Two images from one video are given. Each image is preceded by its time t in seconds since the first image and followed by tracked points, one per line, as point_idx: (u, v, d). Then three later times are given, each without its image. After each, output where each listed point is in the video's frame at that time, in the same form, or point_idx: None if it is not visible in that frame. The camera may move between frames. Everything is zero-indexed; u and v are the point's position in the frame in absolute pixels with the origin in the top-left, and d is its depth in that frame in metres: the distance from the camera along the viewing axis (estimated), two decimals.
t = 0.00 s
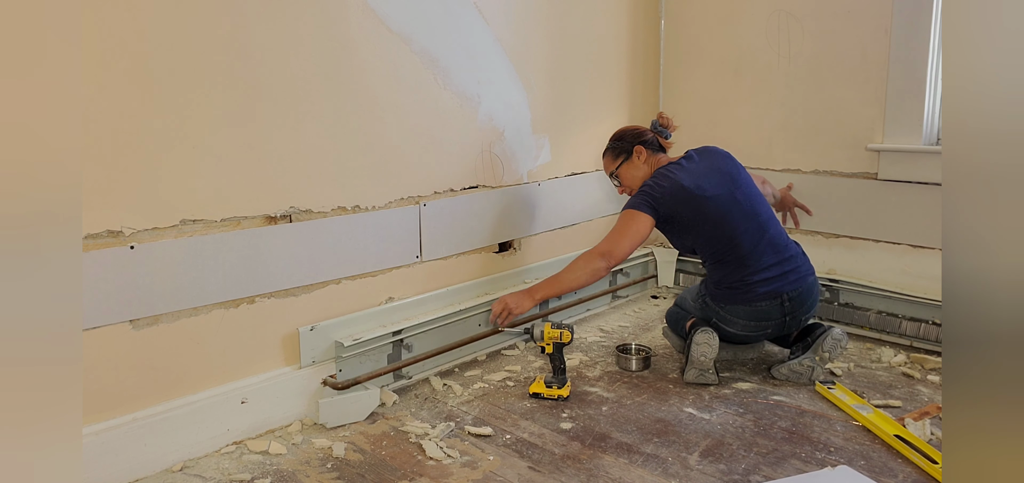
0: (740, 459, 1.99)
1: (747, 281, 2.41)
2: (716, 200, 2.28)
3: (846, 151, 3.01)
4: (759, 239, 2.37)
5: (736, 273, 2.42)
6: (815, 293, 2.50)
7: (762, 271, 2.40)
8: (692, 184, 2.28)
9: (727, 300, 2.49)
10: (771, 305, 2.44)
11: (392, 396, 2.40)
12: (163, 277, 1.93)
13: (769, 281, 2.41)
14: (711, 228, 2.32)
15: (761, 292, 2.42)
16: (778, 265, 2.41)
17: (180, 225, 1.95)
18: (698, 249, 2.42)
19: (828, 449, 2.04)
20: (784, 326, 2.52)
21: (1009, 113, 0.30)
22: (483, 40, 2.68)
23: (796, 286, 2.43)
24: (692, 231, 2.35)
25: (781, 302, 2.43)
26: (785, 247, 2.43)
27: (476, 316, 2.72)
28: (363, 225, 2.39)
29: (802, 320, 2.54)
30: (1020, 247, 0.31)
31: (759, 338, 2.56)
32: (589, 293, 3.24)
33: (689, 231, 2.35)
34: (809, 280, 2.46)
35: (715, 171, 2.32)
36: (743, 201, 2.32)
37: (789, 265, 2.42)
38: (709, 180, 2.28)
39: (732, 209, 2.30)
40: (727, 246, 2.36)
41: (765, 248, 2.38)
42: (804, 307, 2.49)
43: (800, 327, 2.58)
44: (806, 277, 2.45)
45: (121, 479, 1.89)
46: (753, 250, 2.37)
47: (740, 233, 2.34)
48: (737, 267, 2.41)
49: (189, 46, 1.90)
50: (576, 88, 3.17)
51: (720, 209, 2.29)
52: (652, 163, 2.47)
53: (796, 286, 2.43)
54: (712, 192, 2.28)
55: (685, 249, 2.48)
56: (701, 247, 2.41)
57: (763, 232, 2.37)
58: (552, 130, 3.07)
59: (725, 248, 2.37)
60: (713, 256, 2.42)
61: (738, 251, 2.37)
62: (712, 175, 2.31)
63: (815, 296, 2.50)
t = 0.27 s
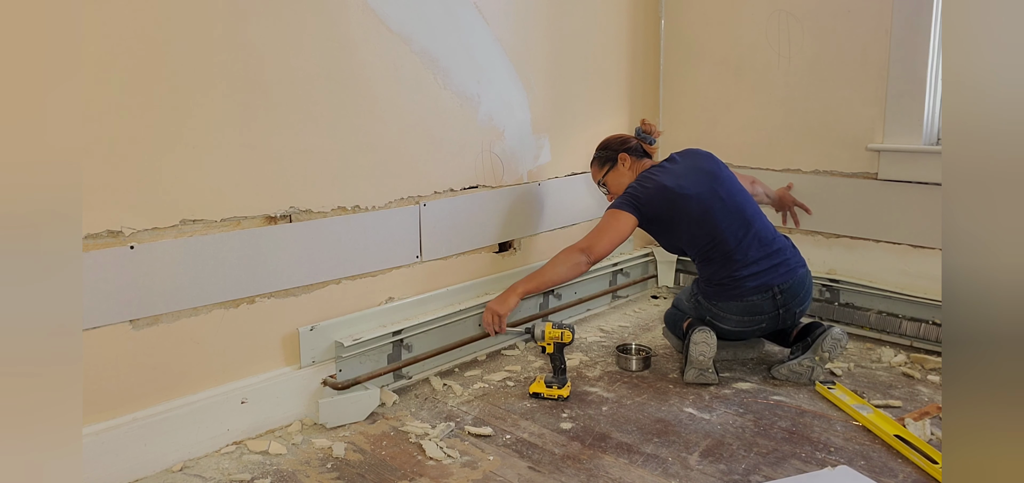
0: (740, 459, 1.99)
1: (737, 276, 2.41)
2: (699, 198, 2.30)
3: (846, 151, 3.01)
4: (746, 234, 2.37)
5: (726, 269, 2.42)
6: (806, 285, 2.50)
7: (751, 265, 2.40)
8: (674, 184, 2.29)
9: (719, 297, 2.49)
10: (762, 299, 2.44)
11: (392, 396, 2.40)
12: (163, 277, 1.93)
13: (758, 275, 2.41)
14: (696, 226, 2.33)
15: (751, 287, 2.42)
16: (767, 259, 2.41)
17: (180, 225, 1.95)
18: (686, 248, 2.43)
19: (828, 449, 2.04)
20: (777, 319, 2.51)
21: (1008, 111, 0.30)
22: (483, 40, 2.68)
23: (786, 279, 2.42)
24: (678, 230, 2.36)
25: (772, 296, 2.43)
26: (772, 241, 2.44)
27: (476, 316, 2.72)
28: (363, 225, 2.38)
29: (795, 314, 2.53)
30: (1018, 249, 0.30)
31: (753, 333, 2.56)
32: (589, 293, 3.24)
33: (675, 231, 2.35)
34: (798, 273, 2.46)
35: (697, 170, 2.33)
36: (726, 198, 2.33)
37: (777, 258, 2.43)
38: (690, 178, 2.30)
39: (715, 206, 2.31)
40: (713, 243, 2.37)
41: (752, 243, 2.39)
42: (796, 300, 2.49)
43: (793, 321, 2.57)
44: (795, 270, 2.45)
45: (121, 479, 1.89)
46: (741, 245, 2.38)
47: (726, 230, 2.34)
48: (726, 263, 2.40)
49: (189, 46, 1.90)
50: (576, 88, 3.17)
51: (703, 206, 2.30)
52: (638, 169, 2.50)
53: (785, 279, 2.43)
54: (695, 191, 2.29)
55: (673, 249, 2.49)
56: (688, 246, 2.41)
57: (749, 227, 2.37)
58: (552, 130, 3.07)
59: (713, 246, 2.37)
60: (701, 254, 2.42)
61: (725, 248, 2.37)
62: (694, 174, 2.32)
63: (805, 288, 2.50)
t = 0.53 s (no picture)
0: (740, 459, 1.99)
1: (738, 277, 2.41)
2: (701, 199, 2.30)
3: (846, 151, 3.01)
4: (747, 235, 2.37)
5: (727, 271, 2.41)
6: (807, 287, 2.49)
7: (752, 266, 2.39)
8: (677, 184, 2.30)
9: (720, 298, 2.48)
10: (763, 301, 2.43)
11: (392, 396, 2.40)
12: (163, 277, 1.93)
13: (759, 276, 2.40)
14: (698, 227, 2.33)
15: (752, 288, 2.41)
16: (768, 260, 2.41)
17: (180, 225, 1.95)
18: (687, 249, 2.43)
19: (828, 449, 2.04)
20: (778, 321, 2.51)
21: (1008, 109, 0.30)
22: (483, 40, 2.68)
23: (787, 281, 2.42)
24: (679, 231, 2.36)
25: (774, 297, 2.42)
26: (774, 242, 2.43)
27: (476, 316, 2.72)
28: (363, 225, 2.39)
29: (796, 315, 2.53)
30: (1018, 249, 0.30)
31: (754, 335, 2.55)
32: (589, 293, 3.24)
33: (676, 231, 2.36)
34: (800, 274, 2.45)
35: (699, 170, 2.34)
36: (728, 199, 2.33)
37: (779, 260, 2.42)
38: (693, 179, 2.30)
39: (717, 207, 2.31)
40: (715, 244, 2.37)
41: (754, 244, 2.38)
42: (797, 302, 2.48)
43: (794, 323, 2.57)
44: (797, 272, 2.45)
45: (121, 479, 1.89)
46: (743, 246, 2.37)
47: (727, 231, 2.34)
48: (727, 264, 2.40)
49: (189, 46, 1.89)
50: (576, 88, 3.17)
51: (705, 207, 2.30)
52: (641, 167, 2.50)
53: (787, 281, 2.42)
54: (697, 191, 2.30)
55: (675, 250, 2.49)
56: (689, 246, 2.41)
57: (750, 228, 2.37)
58: (552, 130, 3.07)
59: (714, 246, 2.37)
60: (702, 255, 2.42)
61: (726, 248, 2.37)
62: (697, 174, 2.32)
63: (807, 290, 2.49)
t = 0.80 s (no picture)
0: (740, 459, 1.99)
1: (740, 278, 2.41)
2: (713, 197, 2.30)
3: (845, 151, 3.02)
4: (754, 237, 2.37)
5: (729, 271, 2.42)
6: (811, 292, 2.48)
7: (755, 269, 2.40)
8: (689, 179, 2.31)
9: (720, 298, 2.50)
10: (764, 304, 2.44)
11: (392, 396, 2.40)
12: (163, 277, 1.93)
13: (761, 279, 2.41)
14: (707, 224, 2.34)
15: (753, 291, 2.42)
16: (771, 264, 2.40)
17: (180, 225, 1.95)
18: (693, 245, 2.45)
19: (828, 449, 2.04)
20: (779, 323, 2.51)
21: (1007, 108, 0.30)
22: (483, 40, 2.68)
23: (790, 285, 2.41)
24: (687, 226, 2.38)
25: (774, 300, 2.43)
26: (780, 245, 2.42)
27: (476, 316, 2.72)
28: (363, 225, 2.39)
29: (798, 319, 2.52)
30: (1018, 249, 0.30)
31: (754, 337, 2.56)
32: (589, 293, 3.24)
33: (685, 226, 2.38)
34: (804, 279, 2.44)
35: (714, 168, 2.33)
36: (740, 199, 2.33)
37: (782, 263, 2.42)
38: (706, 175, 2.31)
39: (727, 207, 2.32)
40: (720, 244, 2.38)
41: (759, 246, 2.38)
42: (799, 307, 2.48)
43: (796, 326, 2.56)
44: (801, 276, 2.44)
45: (121, 478, 1.89)
46: (747, 248, 2.38)
47: (733, 231, 2.35)
48: (730, 264, 2.41)
49: (189, 46, 1.90)
50: (577, 88, 3.17)
51: (716, 205, 2.31)
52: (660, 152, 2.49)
53: (789, 285, 2.41)
54: (708, 189, 2.30)
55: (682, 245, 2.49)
56: (696, 243, 2.43)
57: (757, 230, 2.37)
58: (552, 130, 3.07)
59: (719, 246, 2.38)
60: (707, 253, 2.43)
61: (730, 249, 2.38)
62: (711, 171, 2.32)
63: (810, 295, 2.48)
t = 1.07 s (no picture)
0: (740, 460, 1.99)
1: (723, 249, 2.44)
2: (723, 169, 2.42)
3: (846, 151, 3.02)
4: (748, 214, 2.40)
5: (717, 241, 2.46)
6: (797, 291, 2.42)
7: (740, 244, 2.41)
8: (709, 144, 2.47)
9: (701, 265, 2.51)
10: (738, 281, 2.42)
11: (392, 396, 2.40)
12: (163, 277, 1.93)
13: (742, 254, 2.41)
14: (712, 193, 2.46)
15: (731, 264, 2.42)
16: (758, 245, 2.40)
17: (180, 225, 1.95)
18: (699, 213, 2.54)
19: (828, 449, 2.04)
20: (752, 309, 2.47)
21: (1009, 108, 0.30)
22: (484, 40, 2.68)
23: (771, 270, 2.39)
24: (699, 189, 2.50)
25: (750, 279, 2.40)
26: (777, 234, 2.41)
27: (476, 316, 2.72)
28: (363, 225, 2.39)
29: (775, 313, 2.47)
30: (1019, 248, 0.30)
31: (724, 317, 2.52)
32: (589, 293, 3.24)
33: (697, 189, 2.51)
34: (789, 273, 2.40)
35: (734, 145, 2.43)
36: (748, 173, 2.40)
37: (770, 250, 2.40)
38: (726, 142, 2.44)
39: (734, 175, 2.40)
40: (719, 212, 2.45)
41: (749, 224, 2.40)
42: (780, 300, 2.43)
43: (776, 322, 2.50)
44: (786, 267, 2.40)
45: (121, 478, 1.89)
46: (740, 221, 2.41)
47: (732, 202, 2.41)
48: (720, 235, 2.45)
49: (189, 46, 1.89)
50: (577, 88, 3.17)
51: (722, 176, 2.43)
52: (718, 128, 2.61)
53: (771, 270, 2.39)
54: (722, 152, 2.43)
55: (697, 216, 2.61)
56: (701, 210, 2.52)
57: (756, 208, 2.40)
58: (552, 130, 3.07)
59: (716, 213, 2.45)
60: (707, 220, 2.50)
61: (726, 218, 2.43)
62: (730, 147, 2.43)
63: (795, 293, 2.43)
